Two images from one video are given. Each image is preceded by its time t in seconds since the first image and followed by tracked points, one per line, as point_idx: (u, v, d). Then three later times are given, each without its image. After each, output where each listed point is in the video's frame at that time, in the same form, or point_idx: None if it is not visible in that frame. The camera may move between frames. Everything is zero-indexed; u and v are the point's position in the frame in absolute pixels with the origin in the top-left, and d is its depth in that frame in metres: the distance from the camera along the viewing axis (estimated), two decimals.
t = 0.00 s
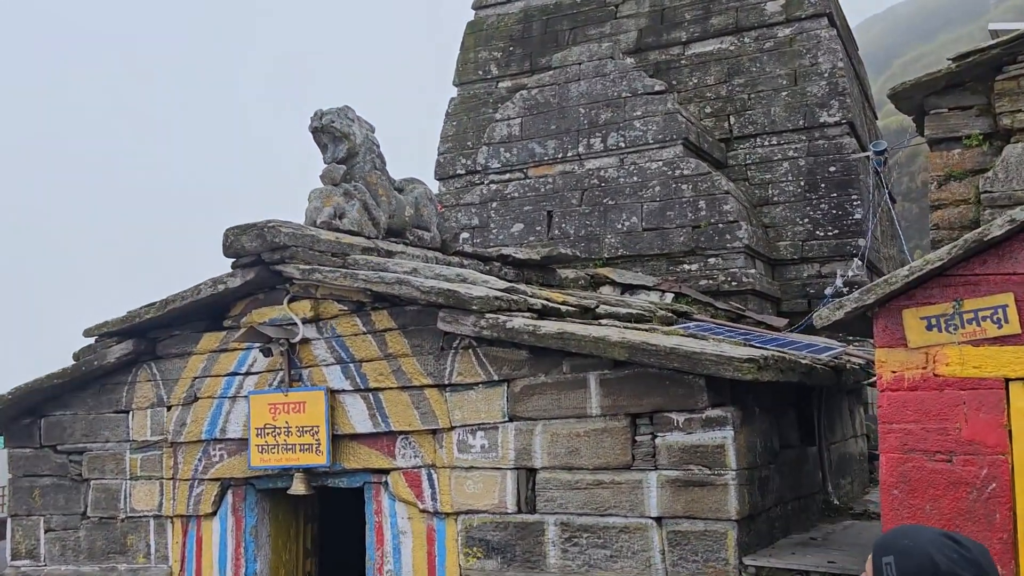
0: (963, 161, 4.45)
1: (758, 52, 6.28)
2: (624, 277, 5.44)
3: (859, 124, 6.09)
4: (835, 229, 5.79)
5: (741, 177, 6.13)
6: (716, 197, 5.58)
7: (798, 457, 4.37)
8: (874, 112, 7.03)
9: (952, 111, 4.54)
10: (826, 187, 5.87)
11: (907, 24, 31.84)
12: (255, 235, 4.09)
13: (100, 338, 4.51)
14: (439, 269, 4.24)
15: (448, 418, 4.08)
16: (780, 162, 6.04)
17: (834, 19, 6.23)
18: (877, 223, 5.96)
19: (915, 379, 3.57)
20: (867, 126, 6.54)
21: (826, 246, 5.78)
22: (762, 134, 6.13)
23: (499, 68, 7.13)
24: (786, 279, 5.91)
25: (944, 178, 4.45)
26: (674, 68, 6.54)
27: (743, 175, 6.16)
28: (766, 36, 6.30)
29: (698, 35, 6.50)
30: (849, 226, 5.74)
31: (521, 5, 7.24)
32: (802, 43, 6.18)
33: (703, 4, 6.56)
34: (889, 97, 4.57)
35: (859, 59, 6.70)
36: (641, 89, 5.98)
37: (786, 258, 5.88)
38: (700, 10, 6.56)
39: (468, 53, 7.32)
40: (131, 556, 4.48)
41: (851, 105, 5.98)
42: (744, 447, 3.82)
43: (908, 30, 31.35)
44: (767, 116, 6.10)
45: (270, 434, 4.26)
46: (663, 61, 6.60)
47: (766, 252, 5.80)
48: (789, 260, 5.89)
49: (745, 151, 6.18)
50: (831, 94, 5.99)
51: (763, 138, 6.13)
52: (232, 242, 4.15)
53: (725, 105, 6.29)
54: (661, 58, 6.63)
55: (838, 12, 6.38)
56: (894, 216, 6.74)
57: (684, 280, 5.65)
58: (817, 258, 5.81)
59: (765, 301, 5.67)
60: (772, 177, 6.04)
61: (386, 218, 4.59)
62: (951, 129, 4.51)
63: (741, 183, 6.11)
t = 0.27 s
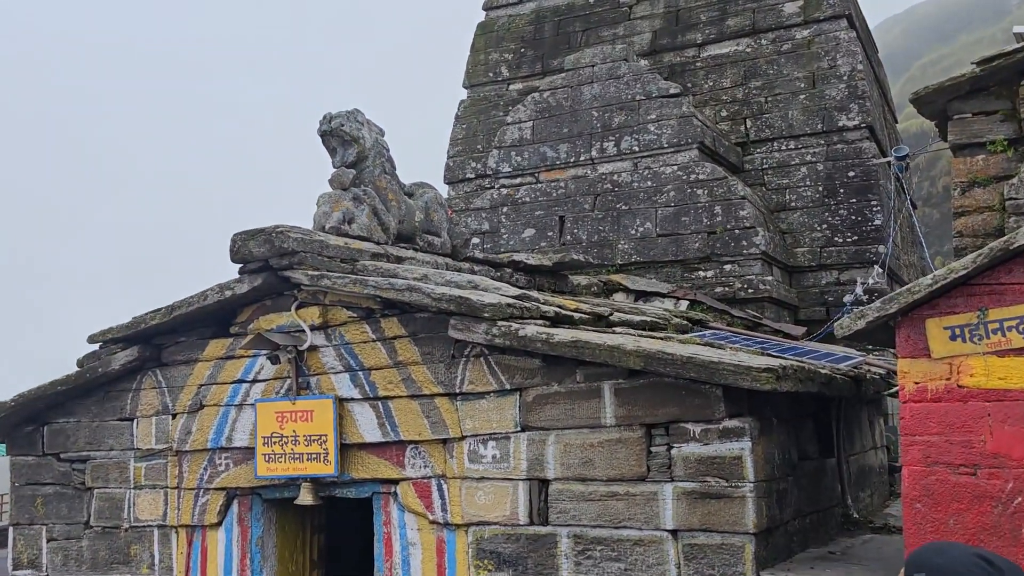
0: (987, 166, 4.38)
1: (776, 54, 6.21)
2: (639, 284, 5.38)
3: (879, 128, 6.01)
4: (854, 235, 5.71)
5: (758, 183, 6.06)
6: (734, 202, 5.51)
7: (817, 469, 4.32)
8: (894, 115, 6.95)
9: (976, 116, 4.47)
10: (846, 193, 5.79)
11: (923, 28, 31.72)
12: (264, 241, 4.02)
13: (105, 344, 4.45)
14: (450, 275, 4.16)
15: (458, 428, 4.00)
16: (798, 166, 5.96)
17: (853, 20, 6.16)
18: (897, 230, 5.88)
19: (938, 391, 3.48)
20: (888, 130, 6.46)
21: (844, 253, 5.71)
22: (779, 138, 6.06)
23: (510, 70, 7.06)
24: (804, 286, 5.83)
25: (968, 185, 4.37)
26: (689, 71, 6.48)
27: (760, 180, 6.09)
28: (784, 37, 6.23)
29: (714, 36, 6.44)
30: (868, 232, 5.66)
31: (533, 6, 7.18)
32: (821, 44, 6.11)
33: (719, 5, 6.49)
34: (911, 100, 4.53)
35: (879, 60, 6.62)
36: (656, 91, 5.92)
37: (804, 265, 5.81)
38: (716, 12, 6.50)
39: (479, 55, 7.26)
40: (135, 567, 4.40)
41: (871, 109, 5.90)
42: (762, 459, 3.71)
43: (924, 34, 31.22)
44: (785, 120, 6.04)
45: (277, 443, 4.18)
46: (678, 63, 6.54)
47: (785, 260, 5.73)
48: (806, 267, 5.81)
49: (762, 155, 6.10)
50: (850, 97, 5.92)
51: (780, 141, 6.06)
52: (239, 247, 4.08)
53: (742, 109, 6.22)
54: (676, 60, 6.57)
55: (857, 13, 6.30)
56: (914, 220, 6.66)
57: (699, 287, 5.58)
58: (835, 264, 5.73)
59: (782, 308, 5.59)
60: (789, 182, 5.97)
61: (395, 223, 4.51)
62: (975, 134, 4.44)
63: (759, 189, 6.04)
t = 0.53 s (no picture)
0: (999, 173, 4.37)
1: (787, 59, 6.22)
2: (649, 290, 5.39)
3: (890, 134, 6.01)
4: (865, 241, 5.71)
5: (768, 188, 6.07)
6: (745, 208, 5.51)
7: (828, 476, 4.32)
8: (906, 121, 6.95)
9: (988, 123, 4.48)
10: (857, 199, 5.79)
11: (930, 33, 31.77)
12: (276, 246, 4.04)
13: (116, 349, 4.46)
14: (461, 281, 4.17)
15: (469, 434, 4.00)
16: (809, 172, 5.97)
17: (864, 25, 6.16)
18: (908, 236, 5.88)
19: (951, 399, 3.47)
20: (899, 136, 6.46)
21: (856, 259, 5.70)
22: (790, 143, 6.06)
23: (521, 75, 7.09)
24: (815, 292, 5.83)
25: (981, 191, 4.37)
26: (699, 76, 6.49)
27: (771, 185, 6.10)
28: (795, 42, 6.25)
29: (725, 41, 6.46)
30: (880, 238, 5.66)
31: (544, 11, 7.22)
32: (832, 49, 6.12)
33: (730, 10, 6.52)
34: (924, 107, 4.56)
35: (891, 65, 6.62)
36: (666, 96, 5.93)
37: (815, 271, 5.80)
38: (727, 16, 6.52)
39: (488, 59, 7.29)
40: (144, 572, 4.40)
41: (883, 114, 5.91)
42: (773, 467, 3.70)
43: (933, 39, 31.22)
44: (796, 125, 6.05)
45: (287, 449, 4.18)
46: (688, 67, 6.56)
47: (795, 265, 5.73)
48: (817, 273, 5.81)
49: (772, 161, 6.11)
50: (861, 103, 5.92)
51: (791, 147, 6.07)
52: (250, 252, 4.09)
53: (752, 114, 6.23)
54: (686, 65, 6.58)
55: (869, 19, 6.32)
56: (925, 226, 6.65)
57: (708, 293, 5.58)
58: (846, 271, 5.72)
59: (792, 314, 5.59)
60: (800, 187, 5.97)
61: (405, 229, 4.52)
62: (988, 141, 4.44)
63: (769, 194, 6.05)
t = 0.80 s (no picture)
0: (1009, 179, 4.38)
1: (795, 63, 6.23)
2: (657, 294, 5.40)
3: (900, 139, 6.01)
4: (874, 246, 5.71)
5: (777, 192, 6.07)
6: (754, 213, 5.51)
7: (837, 481, 4.32)
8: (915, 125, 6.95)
9: (998, 128, 4.49)
10: (866, 203, 5.79)
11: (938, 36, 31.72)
12: (286, 249, 4.06)
13: (126, 351, 4.48)
14: (470, 285, 4.18)
15: (478, 437, 4.01)
16: (818, 176, 5.97)
17: (873, 30, 6.16)
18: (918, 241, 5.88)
19: (961, 404, 3.47)
20: (908, 141, 6.46)
21: (865, 264, 5.70)
22: (799, 148, 6.07)
23: (529, 79, 7.11)
24: (823, 297, 5.83)
25: (991, 197, 4.37)
26: (708, 80, 6.50)
27: (779, 190, 6.10)
28: (803, 47, 6.26)
29: (734, 46, 6.47)
30: (889, 243, 5.66)
31: (552, 15, 7.24)
32: (841, 54, 6.13)
33: (739, 14, 6.53)
34: (934, 112, 4.57)
35: (900, 70, 6.62)
36: (675, 101, 5.94)
37: (824, 276, 5.80)
38: (736, 21, 6.53)
39: (497, 63, 7.31)
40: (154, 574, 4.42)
41: (892, 119, 5.91)
42: (783, 471, 3.70)
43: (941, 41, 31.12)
44: (805, 130, 6.05)
45: (296, 451, 4.20)
46: (697, 72, 6.56)
47: (804, 270, 5.73)
48: (825, 277, 5.81)
49: (781, 165, 6.12)
50: (870, 108, 5.92)
51: (800, 152, 6.07)
52: (261, 255, 4.10)
53: (761, 118, 6.24)
54: (695, 70, 6.59)
55: (878, 24, 6.32)
56: (934, 231, 6.64)
57: (716, 298, 5.59)
58: (855, 275, 5.72)
59: (801, 319, 5.59)
60: (809, 192, 5.97)
61: (415, 232, 4.54)
62: (998, 146, 4.45)
63: (778, 199, 6.05)
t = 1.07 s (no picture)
0: (1020, 182, 4.35)
1: (804, 66, 6.21)
2: (665, 297, 5.38)
3: (909, 141, 5.99)
4: (883, 249, 5.69)
5: (785, 195, 6.06)
6: (762, 215, 5.50)
7: (846, 485, 4.30)
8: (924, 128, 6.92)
9: (1009, 131, 4.47)
10: (876, 206, 5.77)
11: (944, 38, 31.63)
12: (293, 251, 4.05)
13: (133, 353, 4.48)
14: (477, 287, 4.17)
15: (485, 440, 4.00)
16: (826, 179, 5.95)
17: (883, 32, 6.14)
18: (927, 244, 5.85)
19: (972, 409, 3.45)
20: (917, 143, 6.44)
21: (874, 267, 5.68)
22: (808, 151, 6.05)
23: (536, 81, 7.10)
24: (832, 300, 5.81)
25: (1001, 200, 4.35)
26: (716, 82, 6.49)
27: (788, 193, 6.08)
28: (812, 49, 6.24)
29: (742, 48, 6.45)
30: (898, 246, 5.64)
31: (560, 17, 7.23)
32: (850, 56, 6.11)
33: (747, 16, 6.51)
34: (945, 115, 4.57)
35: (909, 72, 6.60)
36: (683, 103, 5.93)
37: (832, 279, 5.78)
38: (744, 23, 6.51)
39: (504, 65, 7.31)
40: None
41: (901, 121, 5.89)
42: (792, 475, 3.68)
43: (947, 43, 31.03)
44: (814, 132, 6.03)
45: (302, 454, 4.19)
46: (705, 74, 6.55)
47: (813, 273, 5.71)
48: (833, 281, 5.79)
49: (789, 168, 6.10)
50: (879, 110, 5.90)
51: (808, 154, 6.05)
52: (268, 257, 4.10)
53: (769, 121, 6.22)
54: (703, 72, 6.58)
55: (887, 26, 6.30)
56: (943, 234, 6.61)
57: (724, 301, 5.57)
58: (864, 279, 5.70)
59: (809, 322, 5.57)
60: (817, 195, 5.95)
61: (422, 234, 4.53)
62: (1009, 149, 4.43)
63: (786, 201, 6.03)
